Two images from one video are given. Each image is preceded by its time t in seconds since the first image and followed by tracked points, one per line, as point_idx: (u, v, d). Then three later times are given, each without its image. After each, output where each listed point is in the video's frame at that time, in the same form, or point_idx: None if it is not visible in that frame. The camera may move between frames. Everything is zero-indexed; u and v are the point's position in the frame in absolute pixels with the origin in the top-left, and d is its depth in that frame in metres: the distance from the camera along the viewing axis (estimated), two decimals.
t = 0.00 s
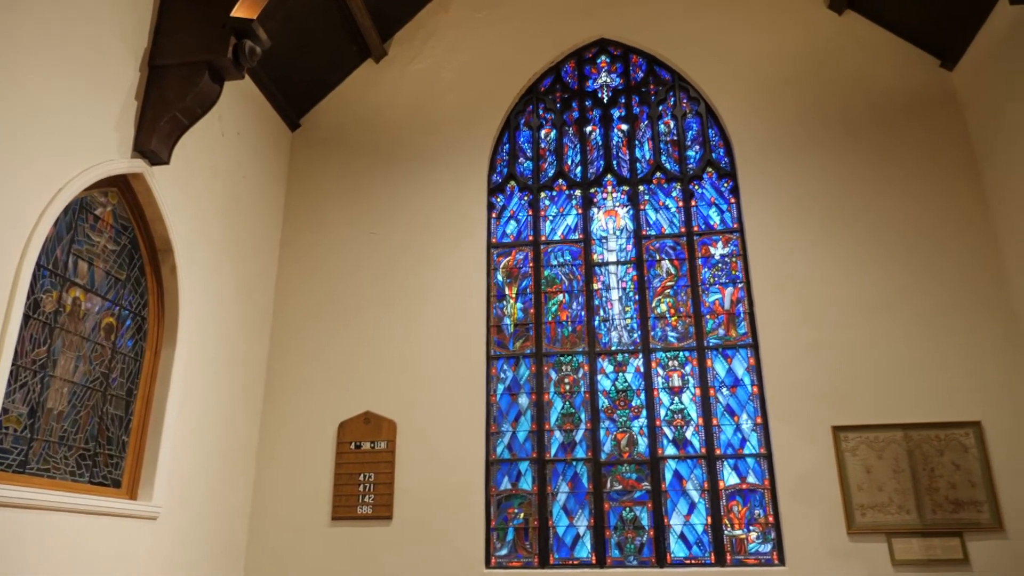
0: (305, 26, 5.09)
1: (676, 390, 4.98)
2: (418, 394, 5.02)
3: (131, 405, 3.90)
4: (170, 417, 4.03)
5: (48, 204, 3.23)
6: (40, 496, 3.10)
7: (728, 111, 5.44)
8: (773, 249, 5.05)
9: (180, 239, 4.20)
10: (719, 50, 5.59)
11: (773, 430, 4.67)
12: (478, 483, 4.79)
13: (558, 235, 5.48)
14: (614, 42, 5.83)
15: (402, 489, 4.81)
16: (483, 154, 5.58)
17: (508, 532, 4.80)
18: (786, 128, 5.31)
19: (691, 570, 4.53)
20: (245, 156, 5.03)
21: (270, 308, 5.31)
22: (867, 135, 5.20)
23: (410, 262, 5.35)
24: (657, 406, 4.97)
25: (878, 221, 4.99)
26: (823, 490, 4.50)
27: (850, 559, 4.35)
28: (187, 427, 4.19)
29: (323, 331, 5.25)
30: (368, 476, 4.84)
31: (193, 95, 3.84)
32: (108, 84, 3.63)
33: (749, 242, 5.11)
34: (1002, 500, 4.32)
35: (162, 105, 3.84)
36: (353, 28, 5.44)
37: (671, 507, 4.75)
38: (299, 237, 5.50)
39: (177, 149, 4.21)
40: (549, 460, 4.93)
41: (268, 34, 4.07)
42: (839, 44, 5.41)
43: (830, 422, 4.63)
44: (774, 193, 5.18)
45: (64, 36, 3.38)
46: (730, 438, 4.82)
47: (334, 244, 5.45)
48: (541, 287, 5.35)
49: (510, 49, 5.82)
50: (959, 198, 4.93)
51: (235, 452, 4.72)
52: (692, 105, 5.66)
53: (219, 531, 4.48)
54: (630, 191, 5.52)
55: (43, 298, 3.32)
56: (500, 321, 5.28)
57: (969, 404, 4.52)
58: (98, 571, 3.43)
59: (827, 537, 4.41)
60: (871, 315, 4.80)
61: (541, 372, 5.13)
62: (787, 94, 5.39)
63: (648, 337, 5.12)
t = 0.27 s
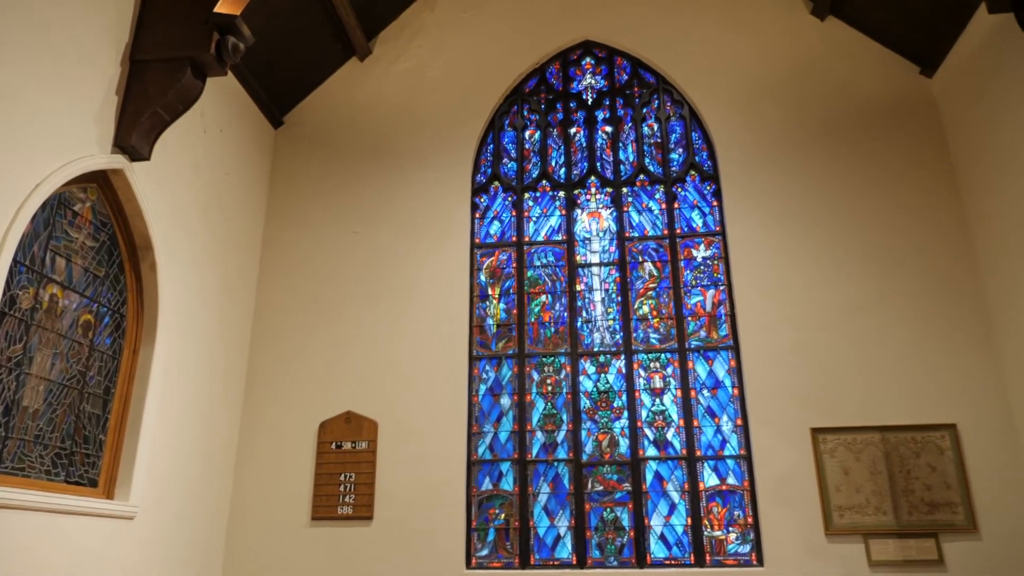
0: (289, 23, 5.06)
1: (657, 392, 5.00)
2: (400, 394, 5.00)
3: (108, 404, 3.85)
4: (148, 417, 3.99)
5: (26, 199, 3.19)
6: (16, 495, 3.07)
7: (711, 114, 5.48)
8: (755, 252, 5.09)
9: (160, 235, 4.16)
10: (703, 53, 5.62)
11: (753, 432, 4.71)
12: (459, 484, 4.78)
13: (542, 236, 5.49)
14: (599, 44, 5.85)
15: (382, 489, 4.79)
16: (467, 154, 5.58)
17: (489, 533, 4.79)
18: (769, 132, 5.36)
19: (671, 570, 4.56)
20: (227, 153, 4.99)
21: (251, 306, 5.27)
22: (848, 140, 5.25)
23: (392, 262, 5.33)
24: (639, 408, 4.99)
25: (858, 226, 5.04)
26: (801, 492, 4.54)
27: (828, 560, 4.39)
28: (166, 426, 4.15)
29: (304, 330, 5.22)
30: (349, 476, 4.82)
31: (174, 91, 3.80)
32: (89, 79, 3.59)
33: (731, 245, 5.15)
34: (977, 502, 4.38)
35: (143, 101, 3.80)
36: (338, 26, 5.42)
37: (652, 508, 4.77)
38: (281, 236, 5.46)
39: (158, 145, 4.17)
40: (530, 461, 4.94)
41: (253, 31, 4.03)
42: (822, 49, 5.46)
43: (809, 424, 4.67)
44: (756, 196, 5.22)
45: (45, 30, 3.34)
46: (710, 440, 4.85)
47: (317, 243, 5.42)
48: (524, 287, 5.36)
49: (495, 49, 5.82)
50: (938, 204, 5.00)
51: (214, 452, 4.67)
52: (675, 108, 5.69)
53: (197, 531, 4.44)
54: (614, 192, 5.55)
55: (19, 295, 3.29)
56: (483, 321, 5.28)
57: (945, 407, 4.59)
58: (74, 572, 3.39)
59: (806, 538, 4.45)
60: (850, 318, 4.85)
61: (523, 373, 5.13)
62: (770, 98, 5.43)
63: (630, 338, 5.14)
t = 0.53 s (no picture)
0: (275, 21, 5.04)
1: (641, 393, 5.02)
2: (384, 394, 4.99)
3: (88, 402, 3.81)
4: (129, 416, 3.95)
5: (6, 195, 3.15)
6: None
7: (697, 117, 5.50)
8: (739, 255, 5.12)
9: (143, 233, 4.12)
10: (690, 56, 5.65)
11: (736, 433, 4.74)
12: (443, 484, 4.77)
13: (527, 236, 5.49)
14: (586, 45, 5.86)
15: (365, 490, 4.78)
16: (453, 154, 5.57)
17: (472, 533, 4.79)
18: (754, 135, 5.39)
19: (653, 571, 4.57)
20: (211, 150, 4.95)
21: (234, 305, 5.24)
22: (831, 144, 5.30)
23: (377, 261, 5.32)
24: (623, 408, 5.00)
25: (841, 230, 5.08)
26: (783, 493, 4.57)
27: (808, 561, 4.42)
28: (147, 426, 4.11)
29: (288, 329, 5.19)
30: (331, 476, 4.80)
31: (158, 87, 3.76)
32: (71, 74, 3.55)
33: (715, 247, 5.18)
34: (954, 504, 4.43)
35: (126, 97, 3.76)
36: (324, 24, 5.39)
37: (635, 509, 4.79)
38: (265, 234, 5.43)
39: (141, 142, 4.13)
40: (514, 461, 4.94)
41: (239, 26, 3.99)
42: (807, 54, 5.50)
43: (791, 426, 4.70)
44: (740, 199, 5.25)
45: (26, 24, 3.30)
46: (693, 441, 4.87)
47: (301, 242, 5.40)
48: (509, 288, 5.36)
49: (483, 49, 5.81)
50: (919, 208, 5.05)
51: (196, 452, 4.64)
52: (661, 110, 5.71)
53: (177, 531, 4.40)
54: (600, 194, 5.56)
55: None
56: (468, 322, 5.28)
57: (925, 409, 4.64)
58: (52, 572, 3.35)
59: (786, 539, 4.48)
60: (833, 321, 4.89)
61: (507, 373, 5.14)
62: (755, 102, 5.47)
63: (615, 339, 5.16)
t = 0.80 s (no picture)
0: (262, 19, 5.01)
1: (626, 394, 5.04)
2: (369, 394, 4.97)
3: (68, 401, 3.77)
4: (111, 415, 3.91)
5: None
6: None
7: (683, 119, 5.53)
8: (724, 257, 5.14)
9: (126, 230, 4.08)
10: (676, 59, 5.67)
11: (720, 434, 4.76)
12: (427, 484, 4.76)
13: (514, 237, 5.50)
14: (573, 47, 5.88)
15: (349, 490, 4.76)
16: (440, 154, 5.56)
17: (456, 533, 4.79)
18: (740, 138, 5.42)
19: (637, 571, 4.59)
20: (196, 147, 4.91)
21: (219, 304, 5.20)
22: (816, 148, 5.33)
23: (363, 260, 5.30)
24: (608, 409, 5.02)
25: (825, 232, 5.12)
26: (767, 494, 4.59)
27: (791, 561, 4.45)
28: (129, 425, 4.07)
29: (273, 328, 5.16)
30: (315, 476, 4.78)
31: (142, 83, 3.72)
32: (54, 69, 3.52)
33: (701, 249, 5.20)
34: (935, 505, 4.48)
35: (109, 93, 3.73)
36: (312, 22, 5.37)
37: (619, 509, 4.80)
38: (250, 232, 5.40)
39: (125, 138, 4.09)
40: (499, 461, 4.94)
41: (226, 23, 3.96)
42: (792, 58, 5.54)
43: (775, 427, 4.73)
44: (726, 201, 5.28)
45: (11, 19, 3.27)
46: (678, 441, 4.89)
47: (286, 240, 5.37)
48: (495, 288, 5.36)
49: (471, 49, 5.81)
50: (902, 212, 5.10)
51: (178, 451, 4.60)
52: (648, 112, 5.74)
53: (159, 531, 4.36)
54: (586, 195, 5.57)
55: None
56: (454, 322, 5.27)
57: (907, 411, 4.68)
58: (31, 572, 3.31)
59: (769, 540, 4.50)
60: (816, 323, 4.92)
61: (493, 374, 5.13)
62: (741, 105, 5.50)
63: (600, 340, 5.17)
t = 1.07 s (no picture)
0: (249, 15, 4.98)
1: (611, 394, 5.05)
2: (354, 393, 4.95)
3: (50, 399, 3.74)
4: (93, 414, 3.87)
5: None
6: None
7: (670, 121, 5.55)
8: (710, 259, 5.17)
9: (110, 227, 4.05)
10: (664, 62, 5.69)
11: (704, 435, 4.78)
12: (412, 484, 4.75)
13: (501, 237, 5.50)
14: (562, 48, 5.89)
15: (334, 490, 4.74)
16: (427, 153, 5.55)
17: (441, 533, 4.78)
18: (726, 141, 5.45)
19: (621, 572, 4.60)
20: (182, 144, 4.88)
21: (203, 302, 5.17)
22: (801, 151, 5.37)
23: (349, 259, 5.28)
24: (593, 410, 5.03)
25: (810, 235, 5.16)
26: (751, 494, 4.62)
27: (774, 561, 4.48)
28: (111, 423, 4.03)
29: (258, 327, 5.13)
30: (300, 475, 4.76)
31: (127, 79, 3.69)
32: (38, 64, 3.48)
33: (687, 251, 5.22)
34: (916, 506, 4.52)
35: (94, 89, 3.69)
36: (299, 20, 5.34)
37: (604, 509, 4.82)
38: (236, 230, 5.36)
39: (110, 134, 4.06)
40: (484, 462, 4.93)
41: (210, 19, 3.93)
42: (779, 62, 5.58)
43: (759, 428, 4.76)
44: (712, 203, 5.30)
45: None
46: (663, 442, 4.91)
47: (272, 239, 5.34)
48: (482, 288, 5.35)
49: (459, 49, 5.80)
50: (886, 216, 5.15)
51: (161, 450, 4.56)
52: (636, 114, 5.76)
53: (141, 531, 4.33)
54: (573, 196, 5.58)
55: None
56: (440, 322, 5.26)
57: (889, 413, 4.72)
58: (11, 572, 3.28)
59: (753, 540, 4.53)
60: (801, 326, 4.95)
61: (479, 374, 5.13)
62: (728, 108, 5.53)
63: (586, 341, 5.18)
